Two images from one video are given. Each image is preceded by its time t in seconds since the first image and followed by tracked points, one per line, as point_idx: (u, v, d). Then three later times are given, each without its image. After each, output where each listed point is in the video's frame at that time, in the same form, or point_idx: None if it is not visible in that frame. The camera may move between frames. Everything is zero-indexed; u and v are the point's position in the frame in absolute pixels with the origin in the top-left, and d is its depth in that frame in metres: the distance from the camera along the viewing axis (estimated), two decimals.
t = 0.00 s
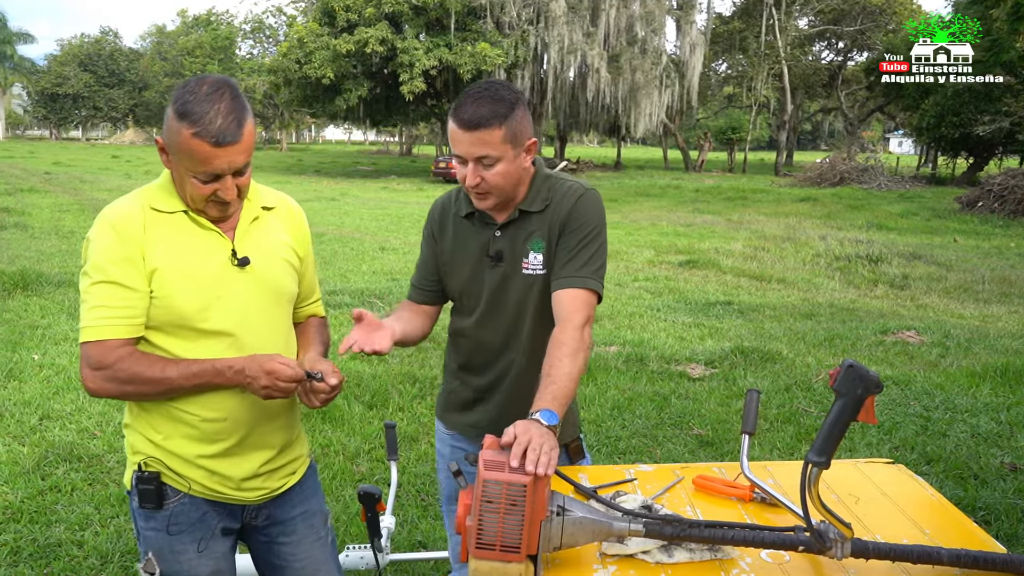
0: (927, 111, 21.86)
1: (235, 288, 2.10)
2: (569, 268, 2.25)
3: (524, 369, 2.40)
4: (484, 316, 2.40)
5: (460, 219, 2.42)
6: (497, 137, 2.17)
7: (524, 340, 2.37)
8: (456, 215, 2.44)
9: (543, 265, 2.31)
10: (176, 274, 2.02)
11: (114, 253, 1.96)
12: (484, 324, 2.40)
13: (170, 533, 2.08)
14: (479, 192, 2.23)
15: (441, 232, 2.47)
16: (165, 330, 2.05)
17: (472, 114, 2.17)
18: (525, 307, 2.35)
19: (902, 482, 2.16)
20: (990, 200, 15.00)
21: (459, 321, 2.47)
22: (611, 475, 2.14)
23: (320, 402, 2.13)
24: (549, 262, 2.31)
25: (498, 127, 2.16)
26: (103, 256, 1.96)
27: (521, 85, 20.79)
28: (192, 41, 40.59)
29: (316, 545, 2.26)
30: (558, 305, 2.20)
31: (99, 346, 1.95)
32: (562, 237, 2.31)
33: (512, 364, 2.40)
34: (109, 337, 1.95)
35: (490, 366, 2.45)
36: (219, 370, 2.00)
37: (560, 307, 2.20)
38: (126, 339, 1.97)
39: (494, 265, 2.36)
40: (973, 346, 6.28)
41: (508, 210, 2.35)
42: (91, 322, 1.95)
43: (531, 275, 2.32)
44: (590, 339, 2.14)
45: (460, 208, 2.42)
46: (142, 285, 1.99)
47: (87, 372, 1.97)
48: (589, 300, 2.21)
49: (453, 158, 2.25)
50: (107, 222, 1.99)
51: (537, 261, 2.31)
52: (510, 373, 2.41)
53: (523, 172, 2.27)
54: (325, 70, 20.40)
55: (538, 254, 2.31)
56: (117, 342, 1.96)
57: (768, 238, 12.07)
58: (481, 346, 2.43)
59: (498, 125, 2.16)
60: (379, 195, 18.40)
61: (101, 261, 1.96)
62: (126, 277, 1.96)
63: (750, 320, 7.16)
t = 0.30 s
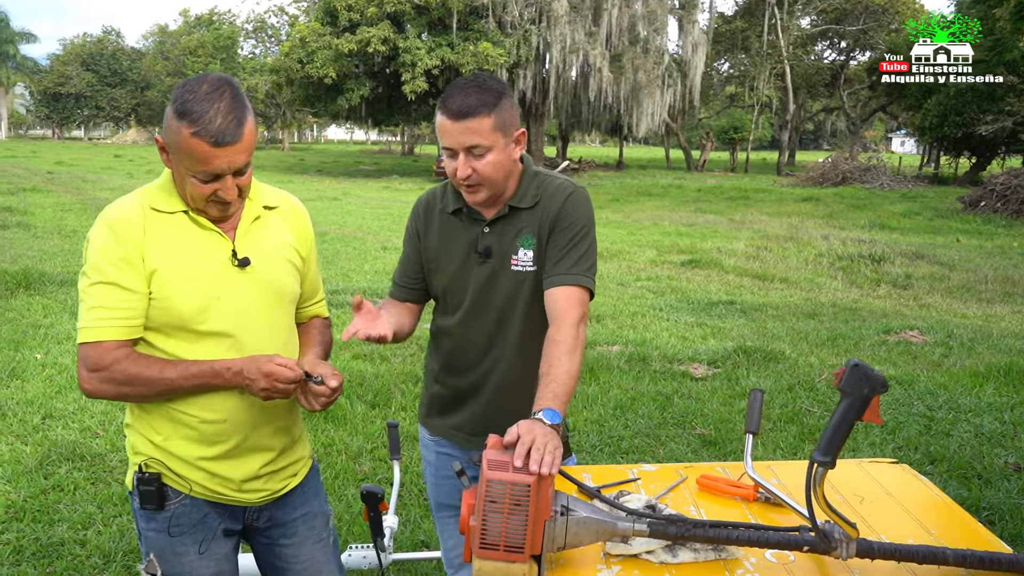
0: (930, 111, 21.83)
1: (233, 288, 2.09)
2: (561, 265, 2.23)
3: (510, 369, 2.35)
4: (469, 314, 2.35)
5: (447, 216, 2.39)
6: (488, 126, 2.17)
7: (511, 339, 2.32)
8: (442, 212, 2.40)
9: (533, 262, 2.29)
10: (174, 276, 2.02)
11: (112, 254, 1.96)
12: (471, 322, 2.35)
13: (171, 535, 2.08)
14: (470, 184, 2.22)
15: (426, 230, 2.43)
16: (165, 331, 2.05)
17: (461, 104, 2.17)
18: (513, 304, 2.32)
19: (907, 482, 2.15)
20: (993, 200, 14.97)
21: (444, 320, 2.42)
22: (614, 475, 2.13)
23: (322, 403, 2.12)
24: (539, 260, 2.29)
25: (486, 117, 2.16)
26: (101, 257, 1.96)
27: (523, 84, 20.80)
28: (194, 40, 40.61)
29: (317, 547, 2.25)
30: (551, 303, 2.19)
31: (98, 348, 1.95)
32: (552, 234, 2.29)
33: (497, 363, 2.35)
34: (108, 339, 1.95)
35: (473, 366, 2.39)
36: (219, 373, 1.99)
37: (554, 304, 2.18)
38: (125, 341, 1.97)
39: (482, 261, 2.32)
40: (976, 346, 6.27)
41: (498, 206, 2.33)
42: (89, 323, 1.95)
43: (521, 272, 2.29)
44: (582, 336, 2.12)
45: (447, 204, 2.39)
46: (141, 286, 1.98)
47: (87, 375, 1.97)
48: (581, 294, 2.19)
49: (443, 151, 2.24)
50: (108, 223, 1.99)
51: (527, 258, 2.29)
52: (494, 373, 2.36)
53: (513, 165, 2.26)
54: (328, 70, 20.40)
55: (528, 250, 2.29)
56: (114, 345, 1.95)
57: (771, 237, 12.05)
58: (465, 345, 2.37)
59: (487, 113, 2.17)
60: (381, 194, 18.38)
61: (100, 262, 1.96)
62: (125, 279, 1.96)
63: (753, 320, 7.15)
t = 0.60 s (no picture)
0: (933, 110, 21.78)
1: (240, 288, 2.08)
2: (558, 262, 2.22)
3: (508, 368, 2.33)
4: (467, 314, 2.33)
5: (441, 216, 2.38)
6: (484, 103, 2.21)
7: (507, 338, 2.31)
8: (437, 211, 2.39)
9: (529, 259, 2.26)
10: (181, 277, 2.01)
11: (119, 257, 1.95)
12: (467, 322, 2.34)
13: (181, 536, 2.07)
14: (472, 171, 2.22)
15: (422, 231, 2.42)
16: (173, 332, 2.04)
17: (456, 84, 2.21)
18: (510, 302, 2.30)
19: (914, 483, 2.14)
20: (997, 200, 14.93)
21: (441, 321, 2.41)
22: (620, 475, 2.12)
23: (331, 403, 2.12)
24: (535, 256, 2.27)
25: (482, 91, 2.21)
26: (108, 260, 1.95)
27: (526, 84, 20.81)
28: (197, 40, 40.65)
29: (325, 546, 2.25)
30: (550, 301, 2.17)
31: (108, 351, 1.94)
32: (547, 231, 2.27)
33: (494, 362, 2.34)
34: (118, 343, 1.94)
35: (471, 366, 2.38)
36: (230, 374, 1.99)
37: (553, 302, 2.17)
38: (135, 344, 1.96)
39: (477, 259, 2.31)
40: (981, 346, 6.25)
41: (492, 201, 2.32)
42: (98, 327, 1.94)
43: (517, 269, 2.27)
44: (582, 332, 2.11)
45: (440, 204, 2.38)
46: (149, 288, 1.97)
47: (96, 377, 1.96)
48: (579, 290, 2.18)
49: (440, 140, 2.25)
50: (114, 225, 1.98)
51: (523, 255, 2.27)
52: (492, 374, 2.35)
53: (510, 148, 2.29)
54: (330, 69, 20.40)
55: (523, 247, 2.27)
56: (124, 348, 1.94)
57: (774, 237, 12.03)
58: (462, 344, 2.36)
59: (483, 90, 2.22)
60: (384, 194, 18.36)
61: (107, 264, 1.95)
62: (133, 281, 1.95)
63: (757, 320, 7.13)
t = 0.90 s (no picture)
0: (939, 111, 21.72)
1: (251, 287, 2.08)
2: (560, 260, 2.21)
3: (513, 370, 2.33)
4: (471, 315, 2.33)
5: (443, 218, 2.38)
6: (479, 102, 2.22)
7: (513, 338, 2.30)
8: (440, 213, 2.39)
9: (530, 257, 2.26)
10: (193, 278, 2.01)
11: (132, 257, 1.95)
12: (473, 323, 2.34)
13: (193, 536, 2.07)
14: (473, 170, 2.22)
15: (426, 234, 2.42)
16: (185, 332, 2.05)
17: (452, 85, 2.21)
18: (514, 302, 2.29)
19: (923, 485, 2.13)
20: (1003, 200, 14.89)
21: (448, 322, 2.41)
22: (628, 475, 2.12)
23: (343, 405, 2.12)
24: (537, 255, 2.27)
25: (477, 93, 2.22)
26: (121, 259, 1.95)
27: (531, 84, 20.83)
28: (203, 41, 40.74)
29: (334, 545, 2.26)
30: (555, 300, 2.17)
31: (122, 352, 1.94)
32: (548, 229, 2.27)
33: (501, 362, 2.34)
34: (132, 343, 1.94)
35: (478, 368, 2.37)
36: (244, 376, 1.99)
37: (559, 302, 2.16)
38: (148, 344, 1.96)
39: (479, 261, 2.30)
40: (987, 347, 6.24)
41: (493, 201, 2.32)
42: (111, 327, 1.94)
43: (519, 268, 2.27)
44: (586, 330, 2.10)
45: (443, 207, 2.38)
46: (161, 288, 1.98)
47: (110, 378, 1.97)
48: (582, 287, 2.17)
49: (438, 140, 2.25)
50: (126, 224, 1.98)
51: (525, 254, 2.26)
52: (498, 375, 2.35)
53: (508, 148, 2.30)
54: (335, 70, 20.42)
55: (525, 247, 2.27)
56: (138, 349, 1.95)
57: (780, 239, 12.00)
58: (468, 346, 2.36)
59: (478, 91, 2.22)
60: (389, 194, 18.39)
61: (120, 265, 1.95)
62: (144, 282, 1.95)
63: (763, 321, 7.13)
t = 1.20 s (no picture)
0: (947, 111, 21.63)
1: (262, 288, 2.09)
2: (569, 262, 2.22)
3: (524, 370, 2.34)
4: (481, 315, 2.34)
5: (452, 220, 2.39)
6: (490, 109, 2.20)
7: (523, 339, 2.31)
8: (450, 215, 2.39)
9: (539, 259, 2.27)
10: (204, 278, 2.02)
11: (146, 256, 1.97)
12: (483, 323, 2.34)
13: (201, 534, 2.08)
14: (482, 175, 2.22)
15: (435, 235, 2.43)
16: (197, 332, 2.06)
17: (461, 91, 2.20)
18: (524, 302, 2.30)
19: (931, 485, 2.13)
20: (1012, 201, 14.84)
21: (458, 323, 2.41)
22: (636, 476, 2.12)
23: (353, 409, 2.13)
24: (546, 257, 2.27)
25: (489, 100, 2.20)
26: (134, 258, 1.96)
27: (537, 84, 20.82)
28: (210, 41, 40.85)
29: (342, 545, 2.27)
30: (563, 301, 2.17)
31: (134, 350, 1.95)
32: (557, 231, 2.27)
33: (512, 361, 2.34)
34: (144, 342, 1.95)
35: (489, 368, 2.38)
36: (255, 379, 2.00)
37: (567, 303, 2.16)
38: (160, 343, 1.97)
39: (489, 262, 2.31)
40: (996, 348, 6.22)
41: (502, 203, 2.33)
42: (123, 325, 1.95)
43: (527, 270, 2.27)
44: (596, 330, 2.11)
45: (451, 208, 2.38)
46: (173, 287, 1.99)
47: (123, 376, 1.97)
48: (592, 288, 2.17)
49: (447, 146, 2.24)
50: (139, 223, 1.99)
51: (533, 256, 2.27)
52: (509, 375, 2.35)
53: (516, 152, 2.30)
54: (342, 70, 20.46)
55: (534, 249, 2.27)
56: (151, 346, 1.96)
57: (787, 239, 11.96)
58: (478, 347, 2.36)
59: (486, 95, 2.21)
60: (396, 194, 18.42)
61: (133, 264, 1.96)
62: (157, 280, 1.96)
63: (770, 321, 7.12)
